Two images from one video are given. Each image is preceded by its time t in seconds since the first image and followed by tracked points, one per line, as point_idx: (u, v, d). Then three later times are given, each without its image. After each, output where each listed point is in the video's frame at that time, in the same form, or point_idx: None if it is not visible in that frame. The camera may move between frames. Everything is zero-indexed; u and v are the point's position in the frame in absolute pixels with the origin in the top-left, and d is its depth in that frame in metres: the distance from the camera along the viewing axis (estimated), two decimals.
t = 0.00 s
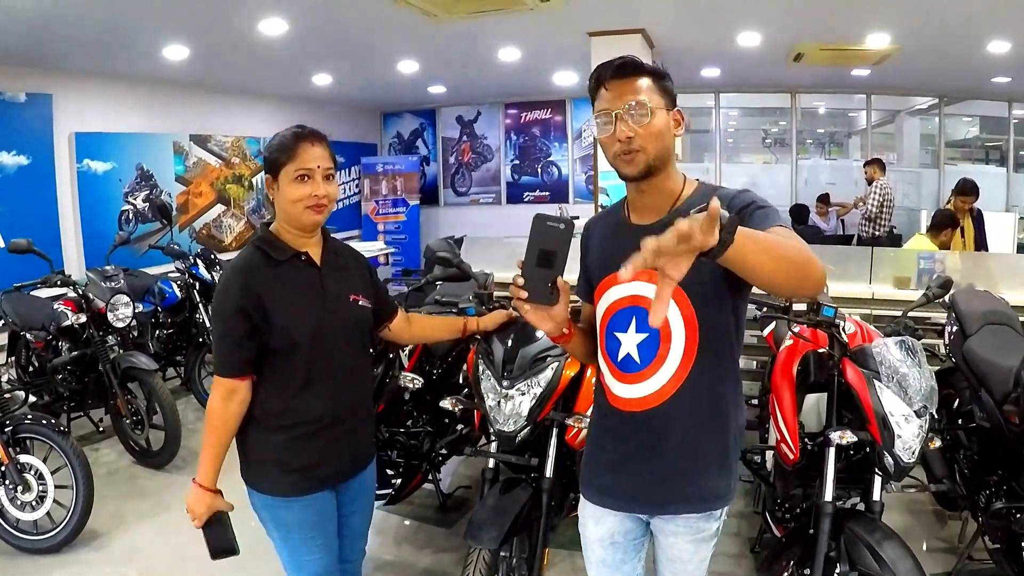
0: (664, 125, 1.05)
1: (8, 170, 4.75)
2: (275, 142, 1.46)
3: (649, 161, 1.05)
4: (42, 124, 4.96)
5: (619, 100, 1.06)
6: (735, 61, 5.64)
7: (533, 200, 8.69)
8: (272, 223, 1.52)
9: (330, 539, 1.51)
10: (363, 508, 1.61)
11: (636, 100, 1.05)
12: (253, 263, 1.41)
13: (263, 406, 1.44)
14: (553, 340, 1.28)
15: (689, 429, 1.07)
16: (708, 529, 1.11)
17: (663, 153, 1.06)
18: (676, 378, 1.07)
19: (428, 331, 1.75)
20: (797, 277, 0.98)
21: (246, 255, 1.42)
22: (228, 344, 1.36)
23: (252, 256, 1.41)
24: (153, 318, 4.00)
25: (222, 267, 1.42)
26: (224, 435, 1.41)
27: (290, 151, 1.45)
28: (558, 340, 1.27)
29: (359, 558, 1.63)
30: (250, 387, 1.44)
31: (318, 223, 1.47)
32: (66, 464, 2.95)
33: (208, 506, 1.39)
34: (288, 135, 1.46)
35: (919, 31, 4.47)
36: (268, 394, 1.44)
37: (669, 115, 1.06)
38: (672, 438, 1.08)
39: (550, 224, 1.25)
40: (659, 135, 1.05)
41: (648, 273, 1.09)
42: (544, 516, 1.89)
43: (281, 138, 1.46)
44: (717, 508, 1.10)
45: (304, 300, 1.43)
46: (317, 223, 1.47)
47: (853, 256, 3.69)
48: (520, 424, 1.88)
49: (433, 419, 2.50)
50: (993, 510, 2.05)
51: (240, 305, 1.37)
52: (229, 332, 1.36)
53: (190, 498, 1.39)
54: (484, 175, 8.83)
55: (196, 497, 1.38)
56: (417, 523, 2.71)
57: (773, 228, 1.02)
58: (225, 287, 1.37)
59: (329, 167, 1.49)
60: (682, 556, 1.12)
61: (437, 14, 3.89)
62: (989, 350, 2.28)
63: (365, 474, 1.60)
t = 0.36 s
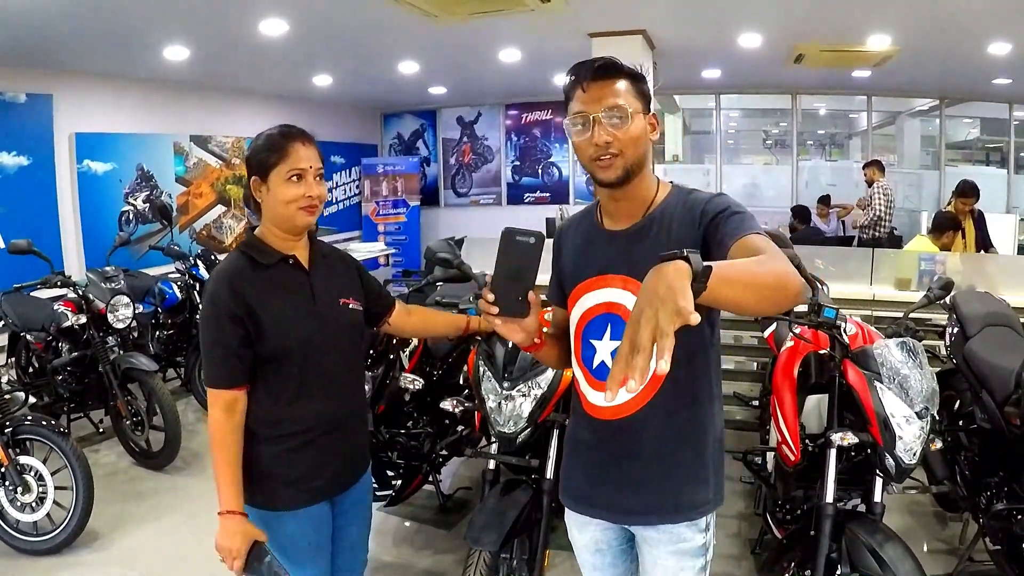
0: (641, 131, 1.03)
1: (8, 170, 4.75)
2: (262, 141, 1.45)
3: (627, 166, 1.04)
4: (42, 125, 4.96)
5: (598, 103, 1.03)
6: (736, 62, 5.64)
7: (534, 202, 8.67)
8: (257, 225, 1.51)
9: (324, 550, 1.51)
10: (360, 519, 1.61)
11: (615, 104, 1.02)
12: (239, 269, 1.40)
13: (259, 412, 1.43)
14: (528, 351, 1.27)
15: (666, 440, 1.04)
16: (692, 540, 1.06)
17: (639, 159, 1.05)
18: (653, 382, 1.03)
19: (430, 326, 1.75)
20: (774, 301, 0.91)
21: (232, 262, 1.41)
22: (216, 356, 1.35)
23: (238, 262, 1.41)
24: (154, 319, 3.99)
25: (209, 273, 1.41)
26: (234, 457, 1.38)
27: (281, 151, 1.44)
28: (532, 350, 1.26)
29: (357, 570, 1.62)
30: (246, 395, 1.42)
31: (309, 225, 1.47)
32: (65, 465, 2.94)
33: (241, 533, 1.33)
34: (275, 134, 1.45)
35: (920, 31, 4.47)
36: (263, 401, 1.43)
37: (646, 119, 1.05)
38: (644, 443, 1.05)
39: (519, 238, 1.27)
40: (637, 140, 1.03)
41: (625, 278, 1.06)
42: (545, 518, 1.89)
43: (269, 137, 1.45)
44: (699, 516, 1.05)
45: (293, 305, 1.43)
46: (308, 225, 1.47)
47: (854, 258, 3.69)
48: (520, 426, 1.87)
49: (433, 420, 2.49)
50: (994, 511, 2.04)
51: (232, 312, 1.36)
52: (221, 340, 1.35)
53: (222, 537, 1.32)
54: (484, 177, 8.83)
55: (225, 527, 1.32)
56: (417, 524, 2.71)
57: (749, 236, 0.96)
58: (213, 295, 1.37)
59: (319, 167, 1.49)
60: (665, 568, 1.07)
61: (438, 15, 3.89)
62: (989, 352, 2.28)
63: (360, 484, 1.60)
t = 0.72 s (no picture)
0: (637, 130, 1.02)
1: (9, 171, 4.75)
2: (255, 149, 1.45)
3: (623, 168, 1.03)
4: (42, 126, 4.96)
5: (591, 104, 1.03)
6: (736, 64, 5.64)
7: (534, 203, 8.68)
8: (251, 233, 1.51)
9: (320, 560, 1.52)
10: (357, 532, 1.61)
11: (608, 105, 1.02)
12: (237, 277, 1.39)
13: (256, 420, 1.43)
14: (529, 359, 1.27)
15: (663, 453, 1.04)
16: (688, 552, 1.06)
17: (637, 158, 1.03)
18: (653, 396, 1.03)
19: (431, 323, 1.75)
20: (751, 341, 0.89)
21: (230, 269, 1.40)
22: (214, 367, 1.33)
23: (236, 269, 1.40)
24: (153, 320, 3.99)
25: (203, 282, 1.40)
26: (229, 471, 1.36)
27: (275, 159, 1.44)
28: (533, 359, 1.27)
29: None
30: (244, 404, 1.41)
31: (304, 233, 1.47)
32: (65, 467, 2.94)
33: (242, 549, 1.33)
34: (269, 141, 1.45)
35: (919, 33, 4.47)
36: (261, 408, 1.43)
37: (641, 118, 1.04)
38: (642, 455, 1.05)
39: (512, 246, 1.32)
40: (632, 140, 1.02)
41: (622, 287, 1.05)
42: (546, 520, 1.89)
43: (262, 144, 1.45)
44: (696, 529, 1.05)
45: (291, 312, 1.43)
46: (303, 234, 1.47)
47: (854, 259, 3.69)
48: (519, 428, 1.87)
49: (433, 423, 2.49)
50: (995, 513, 2.04)
51: (233, 320, 1.35)
52: (221, 350, 1.33)
53: (221, 553, 1.31)
54: (484, 178, 8.83)
55: (226, 545, 1.31)
56: (417, 526, 2.70)
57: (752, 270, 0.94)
58: (213, 303, 1.35)
59: (314, 174, 1.49)
60: None
61: (438, 16, 3.89)
62: (990, 354, 2.28)
63: (355, 493, 1.61)
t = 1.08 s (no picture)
0: (652, 131, 1.01)
1: (9, 172, 4.76)
2: (258, 147, 1.45)
3: (638, 172, 1.02)
4: (42, 127, 4.96)
5: (608, 105, 1.03)
6: (736, 65, 5.64)
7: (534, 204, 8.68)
8: (251, 230, 1.51)
9: (319, 558, 1.52)
10: (355, 529, 1.61)
11: (625, 107, 1.02)
12: (237, 274, 1.39)
13: (256, 418, 1.43)
14: (542, 357, 1.25)
15: (666, 456, 1.03)
16: (696, 568, 1.05)
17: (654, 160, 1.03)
18: (659, 403, 1.03)
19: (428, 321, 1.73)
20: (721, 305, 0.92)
21: (230, 266, 1.40)
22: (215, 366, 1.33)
23: (236, 267, 1.40)
24: (153, 322, 3.99)
25: (204, 277, 1.40)
26: (222, 465, 1.36)
27: (277, 157, 1.44)
28: (545, 356, 1.24)
29: None
30: (243, 401, 1.41)
31: (305, 232, 1.47)
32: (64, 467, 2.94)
33: (227, 541, 1.33)
34: (270, 139, 1.45)
35: (919, 34, 4.47)
36: (261, 408, 1.42)
37: (658, 118, 1.03)
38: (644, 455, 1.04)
39: (523, 241, 1.32)
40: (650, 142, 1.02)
41: (629, 287, 1.05)
42: (545, 522, 1.89)
43: (265, 143, 1.45)
44: (703, 545, 1.04)
45: (292, 312, 1.43)
46: (304, 232, 1.47)
47: (854, 260, 3.69)
48: (519, 430, 1.88)
49: (432, 424, 2.50)
50: (994, 514, 2.04)
51: (233, 318, 1.35)
52: (221, 348, 1.34)
53: (206, 544, 1.32)
54: (484, 180, 8.83)
55: (212, 537, 1.32)
56: (416, 528, 2.70)
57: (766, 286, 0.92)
58: (213, 301, 1.35)
59: (315, 173, 1.49)
60: None
61: (438, 18, 3.89)
62: (990, 355, 2.27)
63: (354, 493, 1.60)
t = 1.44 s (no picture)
0: (667, 140, 1.01)
1: (9, 176, 4.77)
2: (257, 151, 1.46)
3: (651, 180, 1.02)
4: (43, 130, 4.97)
5: (624, 108, 1.01)
6: (735, 69, 5.65)
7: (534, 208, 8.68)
8: (251, 233, 1.51)
9: (313, 554, 1.52)
10: (348, 527, 1.61)
11: (642, 111, 1.01)
12: (238, 275, 1.39)
13: (255, 416, 1.43)
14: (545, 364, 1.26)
15: (667, 461, 1.03)
16: (699, 572, 1.06)
17: (665, 168, 1.02)
18: (663, 408, 1.03)
19: (428, 325, 1.72)
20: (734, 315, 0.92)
21: (231, 267, 1.40)
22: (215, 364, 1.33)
23: (237, 268, 1.40)
24: (153, 326, 3.99)
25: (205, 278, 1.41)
26: (233, 464, 1.38)
27: (277, 160, 1.44)
28: (548, 364, 1.25)
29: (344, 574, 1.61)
30: (245, 399, 1.42)
31: (304, 235, 1.48)
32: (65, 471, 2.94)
33: (246, 538, 1.35)
34: (271, 144, 1.46)
35: (919, 38, 4.48)
36: (260, 407, 1.43)
37: (673, 126, 1.02)
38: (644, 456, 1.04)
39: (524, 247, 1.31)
40: (663, 150, 1.01)
41: (631, 292, 1.05)
42: (545, 526, 1.89)
43: (264, 147, 1.46)
44: (707, 550, 1.04)
45: (293, 315, 1.44)
46: (303, 235, 1.48)
47: (854, 264, 3.69)
48: (519, 434, 1.88)
49: (432, 428, 2.51)
50: (994, 518, 2.04)
51: (233, 315, 1.36)
52: (223, 345, 1.35)
53: (226, 544, 1.34)
54: (485, 183, 8.84)
55: (231, 534, 1.34)
56: (416, 532, 2.71)
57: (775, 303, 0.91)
58: (214, 299, 1.36)
59: (314, 176, 1.49)
60: None
61: (439, 22, 3.90)
62: (990, 359, 2.27)
63: (351, 491, 1.60)
